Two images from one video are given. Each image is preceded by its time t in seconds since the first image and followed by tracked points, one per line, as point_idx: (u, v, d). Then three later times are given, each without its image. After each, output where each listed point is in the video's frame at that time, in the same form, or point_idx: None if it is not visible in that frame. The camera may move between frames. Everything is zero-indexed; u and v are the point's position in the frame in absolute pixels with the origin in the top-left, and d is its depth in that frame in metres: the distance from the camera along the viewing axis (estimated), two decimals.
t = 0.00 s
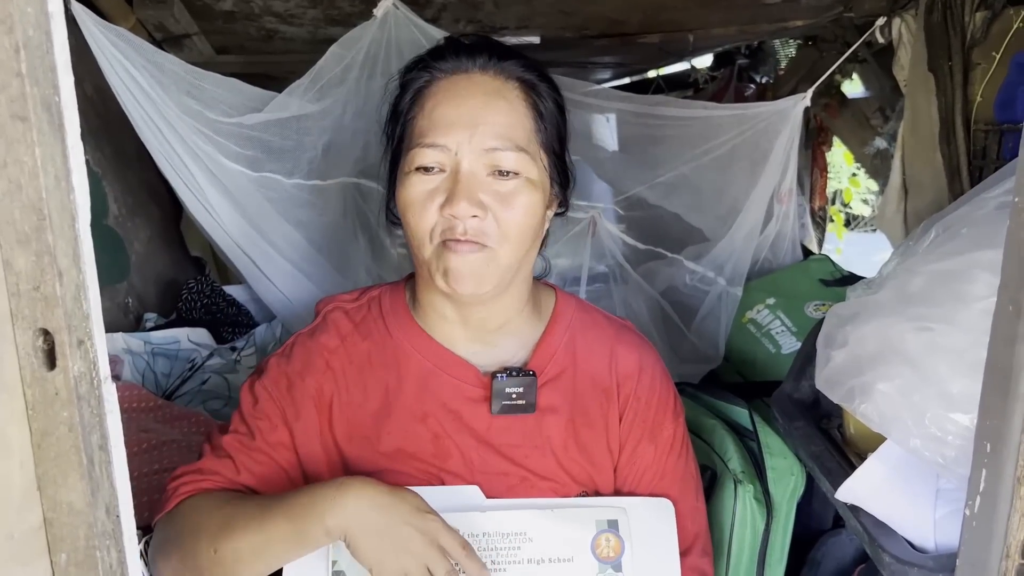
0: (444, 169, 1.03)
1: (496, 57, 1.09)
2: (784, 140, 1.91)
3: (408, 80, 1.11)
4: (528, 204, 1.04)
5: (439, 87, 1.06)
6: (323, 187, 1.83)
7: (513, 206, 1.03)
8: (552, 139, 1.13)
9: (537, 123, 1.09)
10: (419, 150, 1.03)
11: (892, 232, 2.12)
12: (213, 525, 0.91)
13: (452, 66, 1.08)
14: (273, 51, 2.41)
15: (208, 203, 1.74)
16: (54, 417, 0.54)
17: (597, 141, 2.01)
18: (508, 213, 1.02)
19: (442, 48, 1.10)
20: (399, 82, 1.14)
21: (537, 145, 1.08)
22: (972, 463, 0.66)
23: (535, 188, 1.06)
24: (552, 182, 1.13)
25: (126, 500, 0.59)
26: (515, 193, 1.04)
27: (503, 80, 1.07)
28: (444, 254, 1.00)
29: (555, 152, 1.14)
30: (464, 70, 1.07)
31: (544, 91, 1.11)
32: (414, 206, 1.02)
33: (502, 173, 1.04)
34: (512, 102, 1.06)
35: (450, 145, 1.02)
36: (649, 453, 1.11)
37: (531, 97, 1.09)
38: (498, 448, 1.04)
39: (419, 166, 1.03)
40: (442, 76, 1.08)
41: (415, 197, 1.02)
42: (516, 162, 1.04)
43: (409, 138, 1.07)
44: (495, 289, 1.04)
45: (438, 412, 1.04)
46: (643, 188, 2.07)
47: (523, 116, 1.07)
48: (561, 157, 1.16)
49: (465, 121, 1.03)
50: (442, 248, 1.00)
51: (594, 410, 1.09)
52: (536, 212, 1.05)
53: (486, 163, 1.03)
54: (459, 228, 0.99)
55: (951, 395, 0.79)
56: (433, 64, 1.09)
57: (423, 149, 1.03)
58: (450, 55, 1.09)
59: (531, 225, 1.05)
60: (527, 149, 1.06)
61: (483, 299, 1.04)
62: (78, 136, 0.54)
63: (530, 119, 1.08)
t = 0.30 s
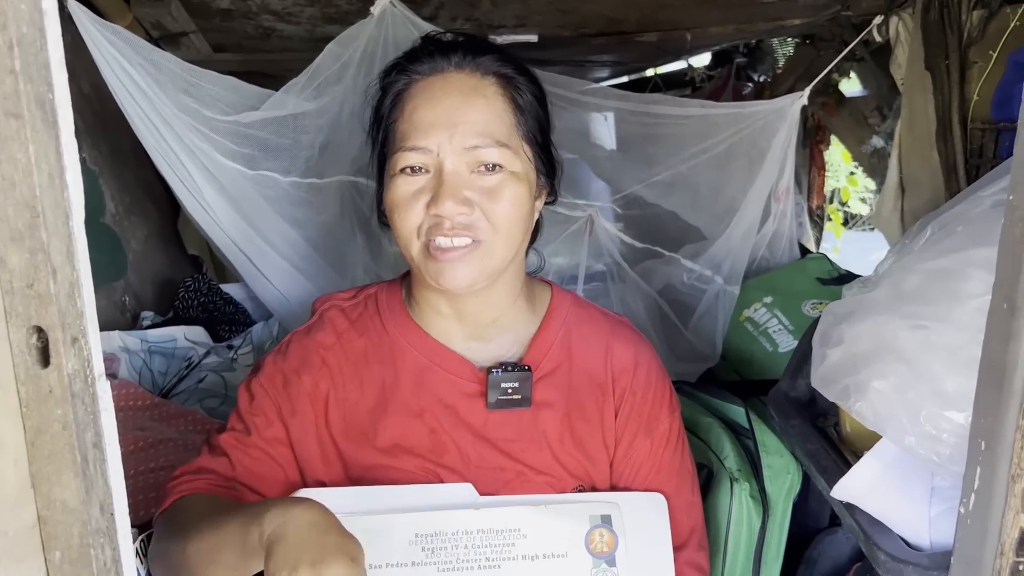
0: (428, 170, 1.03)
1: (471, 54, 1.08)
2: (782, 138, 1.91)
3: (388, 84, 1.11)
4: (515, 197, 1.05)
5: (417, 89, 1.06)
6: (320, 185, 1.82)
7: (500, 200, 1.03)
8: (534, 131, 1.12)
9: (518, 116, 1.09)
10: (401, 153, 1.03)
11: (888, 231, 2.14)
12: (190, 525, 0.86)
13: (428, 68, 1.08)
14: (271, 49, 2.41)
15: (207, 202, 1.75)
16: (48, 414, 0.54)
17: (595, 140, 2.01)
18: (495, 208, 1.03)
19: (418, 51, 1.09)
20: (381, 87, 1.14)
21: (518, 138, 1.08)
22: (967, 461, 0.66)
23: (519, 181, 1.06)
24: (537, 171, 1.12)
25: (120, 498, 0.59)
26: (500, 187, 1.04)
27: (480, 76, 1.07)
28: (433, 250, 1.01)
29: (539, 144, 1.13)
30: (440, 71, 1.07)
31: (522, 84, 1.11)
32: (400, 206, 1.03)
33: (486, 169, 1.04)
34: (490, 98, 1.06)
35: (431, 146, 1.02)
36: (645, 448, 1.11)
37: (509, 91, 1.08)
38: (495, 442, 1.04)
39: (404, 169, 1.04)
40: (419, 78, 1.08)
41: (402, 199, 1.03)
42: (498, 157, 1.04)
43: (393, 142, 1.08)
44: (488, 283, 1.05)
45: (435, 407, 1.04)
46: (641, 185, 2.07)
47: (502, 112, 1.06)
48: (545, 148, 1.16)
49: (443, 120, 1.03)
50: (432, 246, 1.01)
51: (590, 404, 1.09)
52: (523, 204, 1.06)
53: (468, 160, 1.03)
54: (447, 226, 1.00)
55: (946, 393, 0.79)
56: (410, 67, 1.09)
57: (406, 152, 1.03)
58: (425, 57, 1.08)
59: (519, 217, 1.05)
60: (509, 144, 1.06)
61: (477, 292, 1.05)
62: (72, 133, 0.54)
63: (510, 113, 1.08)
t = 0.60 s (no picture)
0: (402, 169, 1.03)
1: (440, 54, 1.09)
2: (781, 138, 1.91)
3: (361, 89, 1.12)
4: (491, 190, 1.04)
5: (388, 90, 1.07)
6: (317, 185, 1.82)
7: (476, 194, 1.03)
8: (508, 128, 1.12)
9: (490, 111, 1.09)
10: (375, 154, 1.03)
11: (886, 231, 2.16)
12: (192, 546, 0.90)
13: (397, 70, 1.08)
14: (269, 49, 2.41)
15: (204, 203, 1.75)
16: (45, 416, 0.54)
17: (595, 140, 1.99)
18: (471, 201, 1.02)
19: (388, 54, 1.10)
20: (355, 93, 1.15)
21: (491, 133, 1.08)
22: (963, 463, 0.66)
23: (494, 174, 1.06)
24: (513, 166, 1.12)
25: (118, 499, 0.59)
26: (475, 182, 1.04)
27: (449, 74, 1.07)
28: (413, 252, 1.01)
29: (514, 139, 1.13)
30: (410, 71, 1.07)
31: (493, 81, 1.11)
32: (377, 206, 1.03)
33: (459, 164, 1.04)
34: (459, 94, 1.06)
35: (404, 144, 1.02)
36: (636, 448, 1.11)
37: (480, 87, 1.09)
38: (485, 446, 1.04)
39: (379, 169, 1.04)
40: (389, 80, 1.08)
41: (378, 200, 1.03)
42: (472, 151, 1.04)
43: (367, 144, 1.08)
44: (469, 281, 1.04)
45: (424, 413, 1.04)
46: (639, 186, 2.08)
47: (473, 107, 1.07)
48: (520, 144, 1.16)
49: (414, 118, 1.03)
50: (410, 245, 1.01)
51: (579, 405, 1.09)
52: (500, 197, 1.05)
53: (441, 156, 1.03)
54: (424, 223, 1.00)
55: (942, 394, 0.80)
56: (381, 70, 1.09)
57: (379, 153, 1.03)
58: (395, 60, 1.09)
59: (497, 211, 1.05)
60: (481, 138, 1.06)
61: (460, 293, 1.05)
62: (70, 135, 0.54)
63: (481, 109, 1.08)
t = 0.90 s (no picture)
0: (393, 169, 1.03)
1: (427, 55, 1.09)
2: (779, 139, 1.92)
3: (349, 92, 1.12)
4: (482, 188, 1.04)
5: (376, 91, 1.07)
6: (318, 185, 1.81)
7: (468, 193, 1.03)
8: (497, 127, 1.12)
9: (479, 110, 1.09)
10: (365, 154, 1.04)
11: (885, 233, 2.17)
12: (197, 552, 0.91)
13: (385, 71, 1.08)
14: (268, 49, 2.41)
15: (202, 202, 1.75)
16: (45, 418, 0.54)
17: (594, 140, 1.99)
18: (462, 200, 1.02)
19: (375, 55, 1.10)
20: (343, 97, 1.15)
21: (481, 131, 1.08)
22: (959, 466, 0.66)
23: (485, 172, 1.06)
24: (504, 164, 1.13)
25: (118, 501, 0.60)
26: (466, 180, 1.04)
27: (437, 74, 1.08)
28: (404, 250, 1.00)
29: (503, 137, 1.14)
30: (397, 72, 1.08)
31: (481, 80, 1.11)
32: (369, 207, 1.03)
33: (450, 163, 1.04)
34: (447, 93, 1.06)
35: (394, 145, 1.02)
36: (632, 449, 1.12)
37: (469, 86, 1.09)
38: (481, 449, 1.04)
39: (369, 170, 1.04)
40: (376, 81, 1.08)
41: (369, 201, 1.03)
42: (462, 149, 1.04)
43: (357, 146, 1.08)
44: (463, 280, 1.04)
45: (419, 416, 1.04)
46: (639, 188, 2.07)
47: (461, 106, 1.07)
48: (509, 142, 1.16)
49: (403, 118, 1.03)
50: (402, 245, 1.01)
51: (574, 407, 1.09)
52: (491, 195, 1.05)
53: (432, 155, 1.03)
54: (416, 222, 0.99)
55: (939, 398, 0.80)
56: (368, 72, 1.09)
57: (369, 154, 1.03)
58: (382, 61, 1.09)
59: (489, 209, 1.05)
60: (471, 136, 1.06)
61: (455, 293, 1.05)
62: (71, 138, 0.54)
63: (471, 107, 1.08)
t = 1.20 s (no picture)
0: (400, 166, 1.03)
1: (436, 51, 1.09)
2: (778, 137, 1.92)
3: (357, 87, 1.12)
4: (489, 189, 1.05)
5: (385, 87, 1.07)
6: (316, 183, 1.82)
7: (475, 192, 1.03)
8: (505, 126, 1.12)
9: (488, 108, 1.09)
10: (372, 151, 1.03)
11: (882, 231, 2.15)
12: (204, 558, 0.91)
13: (394, 68, 1.08)
14: (266, 46, 2.41)
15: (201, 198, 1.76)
16: (43, 412, 0.54)
17: (592, 138, 1.99)
18: (469, 199, 1.02)
19: (384, 51, 1.10)
20: (350, 91, 1.15)
21: (489, 131, 1.08)
22: (958, 462, 0.66)
23: (493, 172, 1.06)
24: (511, 164, 1.13)
25: (116, 496, 0.59)
26: (474, 179, 1.04)
27: (446, 72, 1.07)
28: (411, 248, 1.00)
29: (510, 136, 1.13)
30: (406, 68, 1.07)
31: (490, 79, 1.11)
32: (374, 204, 1.03)
33: (457, 162, 1.04)
34: (457, 91, 1.06)
35: (402, 141, 1.02)
36: (633, 448, 1.12)
37: (478, 84, 1.09)
38: (482, 447, 1.04)
39: (376, 167, 1.04)
40: (386, 77, 1.08)
41: (375, 197, 1.03)
42: (470, 149, 1.04)
43: (364, 142, 1.08)
44: (468, 278, 1.04)
45: (421, 415, 1.04)
46: (637, 185, 2.07)
47: (471, 105, 1.07)
48: (516, 141, 1.16)
49: (412, 115, 1.03)
50: (408, 242, 1.01)
51: (576, 406, 1.09)
52: (498, 195, 1.05)
53: (440, 153, 1.03)
54: (422, 219, 1.00)
55: (937, 394, 0.80)
56: (377, 68, 1.09)
57: (376, 150, 1.03)
58: (391, 57, 1.09)
59: (496, 210, 1.05)
60: (479, 136, 1.06)
61: (459, 290, 1.04)
62: (69, 132, 0.54)
63: (480, 106, 1.08)
